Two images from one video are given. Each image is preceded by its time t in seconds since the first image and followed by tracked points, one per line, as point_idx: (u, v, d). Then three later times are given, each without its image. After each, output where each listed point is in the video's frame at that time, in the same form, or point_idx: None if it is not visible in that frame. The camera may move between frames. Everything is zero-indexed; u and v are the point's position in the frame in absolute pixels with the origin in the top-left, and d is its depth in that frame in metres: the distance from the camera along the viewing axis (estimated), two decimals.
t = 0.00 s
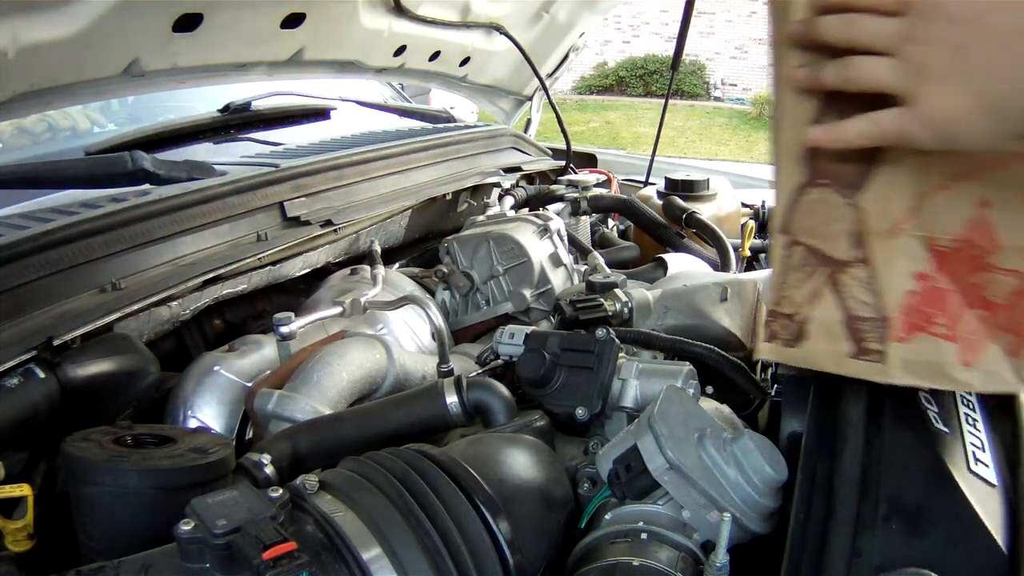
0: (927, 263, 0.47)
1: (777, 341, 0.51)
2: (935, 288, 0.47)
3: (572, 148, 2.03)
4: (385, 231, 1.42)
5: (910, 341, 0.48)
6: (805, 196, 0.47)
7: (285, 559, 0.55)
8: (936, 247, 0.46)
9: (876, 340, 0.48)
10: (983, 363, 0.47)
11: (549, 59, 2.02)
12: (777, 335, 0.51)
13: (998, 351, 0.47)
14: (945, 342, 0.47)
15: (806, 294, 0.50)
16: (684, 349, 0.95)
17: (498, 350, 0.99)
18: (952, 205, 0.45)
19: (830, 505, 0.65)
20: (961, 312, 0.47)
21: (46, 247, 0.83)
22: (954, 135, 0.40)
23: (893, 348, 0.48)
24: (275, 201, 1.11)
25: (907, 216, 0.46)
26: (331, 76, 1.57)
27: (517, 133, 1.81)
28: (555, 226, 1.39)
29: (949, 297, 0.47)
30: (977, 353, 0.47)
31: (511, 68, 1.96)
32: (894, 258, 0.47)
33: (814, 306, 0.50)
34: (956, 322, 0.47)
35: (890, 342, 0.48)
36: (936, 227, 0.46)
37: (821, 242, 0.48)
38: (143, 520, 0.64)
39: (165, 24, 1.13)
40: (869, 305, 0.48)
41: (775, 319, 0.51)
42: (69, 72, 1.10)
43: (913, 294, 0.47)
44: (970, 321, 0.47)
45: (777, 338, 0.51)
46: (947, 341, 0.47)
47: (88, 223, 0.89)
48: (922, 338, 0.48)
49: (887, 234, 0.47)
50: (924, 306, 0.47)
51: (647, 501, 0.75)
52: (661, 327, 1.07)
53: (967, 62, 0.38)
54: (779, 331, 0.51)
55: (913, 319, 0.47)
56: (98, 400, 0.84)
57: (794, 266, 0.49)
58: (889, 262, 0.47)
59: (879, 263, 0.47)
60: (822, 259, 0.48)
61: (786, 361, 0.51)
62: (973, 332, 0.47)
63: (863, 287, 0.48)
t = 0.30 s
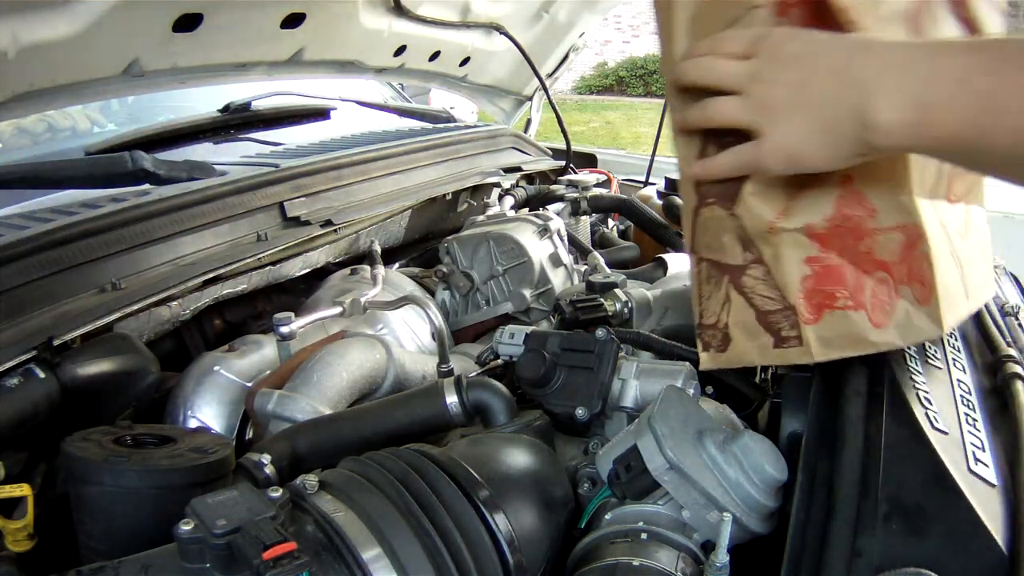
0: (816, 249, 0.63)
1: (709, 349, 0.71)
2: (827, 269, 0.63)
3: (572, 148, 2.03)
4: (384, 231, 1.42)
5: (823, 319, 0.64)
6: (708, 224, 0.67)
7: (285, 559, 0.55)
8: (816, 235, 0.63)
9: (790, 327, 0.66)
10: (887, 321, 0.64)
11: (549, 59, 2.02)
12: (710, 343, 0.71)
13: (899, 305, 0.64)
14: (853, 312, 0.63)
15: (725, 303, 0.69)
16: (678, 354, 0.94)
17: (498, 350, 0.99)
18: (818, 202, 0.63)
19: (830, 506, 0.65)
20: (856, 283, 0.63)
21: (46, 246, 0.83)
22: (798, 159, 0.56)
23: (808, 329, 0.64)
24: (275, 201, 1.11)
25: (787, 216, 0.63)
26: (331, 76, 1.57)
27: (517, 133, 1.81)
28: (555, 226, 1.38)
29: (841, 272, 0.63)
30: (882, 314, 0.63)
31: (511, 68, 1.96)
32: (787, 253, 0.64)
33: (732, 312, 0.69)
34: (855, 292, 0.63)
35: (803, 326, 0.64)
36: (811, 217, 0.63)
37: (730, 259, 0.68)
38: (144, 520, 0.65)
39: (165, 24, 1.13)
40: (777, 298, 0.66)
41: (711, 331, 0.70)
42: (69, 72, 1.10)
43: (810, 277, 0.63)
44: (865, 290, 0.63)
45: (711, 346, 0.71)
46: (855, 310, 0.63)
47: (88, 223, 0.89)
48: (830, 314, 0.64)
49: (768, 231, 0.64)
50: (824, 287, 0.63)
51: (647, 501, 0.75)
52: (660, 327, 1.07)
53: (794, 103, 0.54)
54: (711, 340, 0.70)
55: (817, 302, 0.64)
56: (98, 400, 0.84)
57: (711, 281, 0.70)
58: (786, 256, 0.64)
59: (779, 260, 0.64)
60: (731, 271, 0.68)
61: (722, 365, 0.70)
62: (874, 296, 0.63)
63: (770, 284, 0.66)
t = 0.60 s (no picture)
0: (813, 258, 0.64)
1: (722, 361, 0.72)
2: (829, 275, 0.64)
3: (572, 148, 2.03)
4: (385, 231, 1.42)
5: (828, 325, 0.64)
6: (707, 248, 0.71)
7: (285, 559, 0.55)
8: (812, 244, 0.64)
9: (799, 336, 0.66)
10: (893, 317, 0.65)
11: (549, 59, 2.02)
12: (722, 356, 0.72)
13: (900, 300, 0.65)
14: (859, 313, 0.64)
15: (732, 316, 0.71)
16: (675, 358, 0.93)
17: (498, 350, 0.99)
18: (808, 213, 0.64)
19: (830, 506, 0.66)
20: (857, 285, 0.64)
21: (46, 246, 0.83)
22: (714, 207, 0.58)
23: (815, 337, 0.65)
24: (275, 201, 1.11)
25: (782, 229, 0.64)
26: (331, 76, 1.57)
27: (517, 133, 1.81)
28: (555, 226, 1.38)
29: (841, 275, 0.64)
30: (886, 310, 0.65)
31: (511, 68, 1.96)
32: (788, 265, 0.64)
33: (740, 323, 0.71)
34: (858, 293, 0.64)
35: (810, 334, 0.65)
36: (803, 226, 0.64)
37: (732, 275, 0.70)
38: (143, 519, 0.64)
39: (165, 24, 1.13)
40: (782, 310, 0.67)
41: (720, 343, 0.72)
42: (69, 72, 1.10)
43: (813, 286, 0.64)
44: (867, 290, 0.64)
45: (719, 357, 0.72)
46: (859, 311, 0.64)
47: (88, 223, 0.89)
48: (836, 320, 0.64)
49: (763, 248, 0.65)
50: (829, 293, 0.64)
51: (647, 501, 0.75)
52: (660, 326, 1.06)
53: (706, 154, 0.57)
54: (722, 352, 0.72)
55: (824, 309, 0.64)
56: (97, 400, 0.84)
57: (716, 298, 0.73)
58: (787, 268, 0.64)
59: (781, 273, 0.65)
60: (735, 286, 0.70)
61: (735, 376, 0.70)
62: (876, 294, 0.65)
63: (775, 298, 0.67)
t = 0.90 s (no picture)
0: (826, 279, 0.70)
1: (737, 368, 0.75)
2: (839, 294, 0.70)
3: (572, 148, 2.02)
4: (385, 231, 1.42)
5: (840, 341, 0.70)
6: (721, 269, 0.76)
7: (286, 559, 0.55)
8: (824, 266, 0.70)
9: (810, 350, 0.72)
10: (902, 335, 0.69)
11: (549, 59, 2.02)
12: (737, 363, 0.75)
13: (910, 318, 0.69)
14: (869, 331, 0.69)
15: (748, 325, 0.75)
16: (676, 358, 0.92)
17: (498, 350, 0.99)
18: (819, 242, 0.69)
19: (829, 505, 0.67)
20: (867, 304, 0.69)
21: (45, 247, 0.83)
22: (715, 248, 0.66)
23: (825, 352, 0.70)
24: (275, 201, 1.11)
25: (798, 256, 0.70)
26: (331, 76, 1.57)
27: (517, 133, 1.81)
28: (555, 226, 1.38)
29: (853, 297, 0.69)
30: (895, 328, 0.69)
31: (511, 68, 1.96)
32: (803, 283, 0.71)
33: (757, 332, 0.75)
34: (868, 313, 0.69)
35: (821, 349, 0.70)
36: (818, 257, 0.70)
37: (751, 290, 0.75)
38: (143, 519, 0.64)
39: (165, 24, 1.13)
40: (796, 324, 0.72)
41: (732, 350, 0.75)
42: (68, 72, 1.10)
43: (824, 304, 0.70)
44: (876, 309, 0.69)
45: (734, 362, 0.75)
46: (868, 329, 0.69)
47: (88, 223, 0.89)
48: (846, 337, 0.70)
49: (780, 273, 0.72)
50: (838, 312, 0.70)
51: (647, 501, 0.75)
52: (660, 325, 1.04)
53: (707, 212, 0.65)
54: (737, 358, 0.75)
55: (833, 326, 0.70)
56: (98, 400, 0.83)
57: (734, 309, 0.76)
58: (802, 287, 0.71)
59: (796, 292, 0.72)
60: (752, 300, 0.75)
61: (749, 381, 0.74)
62: (886, 313, 0.69)
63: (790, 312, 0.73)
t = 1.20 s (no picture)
0: (836, 272, 0.70)
1: (742, 360, 0.76)
2: (848, 290, 0.70)
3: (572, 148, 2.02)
4: (385, 231, 1.42)
5: (846, 335, 0.70)
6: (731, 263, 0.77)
7: (285, 559, 0.55)
8: (834, 261, 0.70)
9: (817, 345, 0.72)
10: (908, 332, 0.69)
11: (549, 59, 2.02)
12: (741, 355, 0.76)
13: (916, 317, 0.69)
14: (876, 328, 0.69)
15: (757, 317, 0.76)
16: (676, 357, 0.92)
17: (498, 350, 0.99)
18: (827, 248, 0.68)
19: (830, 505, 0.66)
20: (874, 301, 0.69)
21: (46, 247, 0.83)
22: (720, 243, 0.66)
23: (831, 347, 0.71)
24: (275, 201, 1.11)
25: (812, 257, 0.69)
26: (332, 76, 1.57)
27: (517, 133, 1.81)
28: (555, 226, 1.38)
29: (861, 292, 0.69)
30: (901, 326, 0.69)
31: (511, 68, 1.96)
32: (813, 277, 0.71)
33: (765, 325, 0.75)
34: (875, 309, 0.69)
35: (827, 344, 0.71)
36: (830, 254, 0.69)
37: (761, 282, 0.75)
38: (143, 519, 0.64)
39: (165, 24, 1.13)
40: (805, 318, 0.73)
41: (738, 342, 0.77)
42: (68, 72, 1.09)
43: (833, 299, 0.70)
44: (883, 306, 0.69)
45: (739, 355, 0.76)
46: (875, 326, 0.69)
47: (87, 223, 0.89)
48: (853, 332, 0.70)
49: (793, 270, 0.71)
50: (846, 307, 0.70)
51: (647, 501, 0.75)
52: (660, 326, 1.03)
53: (721, 201, 0.65)
54: (741, 350, 0.76)
55: (841, 321, 0.70)
56: (98, 400, 0.83)
57: (743, 300, 0.77)
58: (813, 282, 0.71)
59: (807, 286, 0.72)
60: (762, 292, 0.76)
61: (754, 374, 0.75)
62: (893, 311, 0.69)
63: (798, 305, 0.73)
